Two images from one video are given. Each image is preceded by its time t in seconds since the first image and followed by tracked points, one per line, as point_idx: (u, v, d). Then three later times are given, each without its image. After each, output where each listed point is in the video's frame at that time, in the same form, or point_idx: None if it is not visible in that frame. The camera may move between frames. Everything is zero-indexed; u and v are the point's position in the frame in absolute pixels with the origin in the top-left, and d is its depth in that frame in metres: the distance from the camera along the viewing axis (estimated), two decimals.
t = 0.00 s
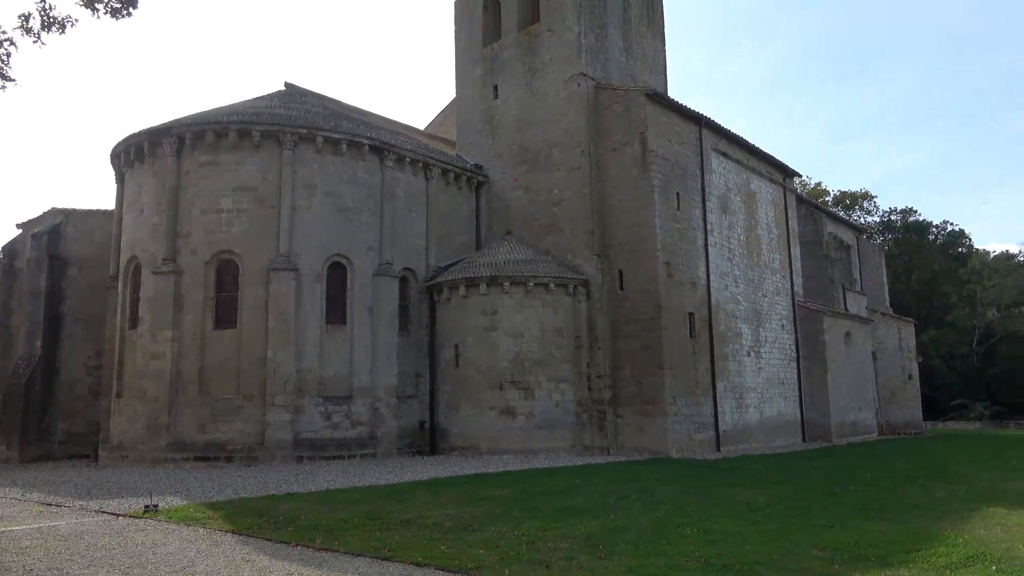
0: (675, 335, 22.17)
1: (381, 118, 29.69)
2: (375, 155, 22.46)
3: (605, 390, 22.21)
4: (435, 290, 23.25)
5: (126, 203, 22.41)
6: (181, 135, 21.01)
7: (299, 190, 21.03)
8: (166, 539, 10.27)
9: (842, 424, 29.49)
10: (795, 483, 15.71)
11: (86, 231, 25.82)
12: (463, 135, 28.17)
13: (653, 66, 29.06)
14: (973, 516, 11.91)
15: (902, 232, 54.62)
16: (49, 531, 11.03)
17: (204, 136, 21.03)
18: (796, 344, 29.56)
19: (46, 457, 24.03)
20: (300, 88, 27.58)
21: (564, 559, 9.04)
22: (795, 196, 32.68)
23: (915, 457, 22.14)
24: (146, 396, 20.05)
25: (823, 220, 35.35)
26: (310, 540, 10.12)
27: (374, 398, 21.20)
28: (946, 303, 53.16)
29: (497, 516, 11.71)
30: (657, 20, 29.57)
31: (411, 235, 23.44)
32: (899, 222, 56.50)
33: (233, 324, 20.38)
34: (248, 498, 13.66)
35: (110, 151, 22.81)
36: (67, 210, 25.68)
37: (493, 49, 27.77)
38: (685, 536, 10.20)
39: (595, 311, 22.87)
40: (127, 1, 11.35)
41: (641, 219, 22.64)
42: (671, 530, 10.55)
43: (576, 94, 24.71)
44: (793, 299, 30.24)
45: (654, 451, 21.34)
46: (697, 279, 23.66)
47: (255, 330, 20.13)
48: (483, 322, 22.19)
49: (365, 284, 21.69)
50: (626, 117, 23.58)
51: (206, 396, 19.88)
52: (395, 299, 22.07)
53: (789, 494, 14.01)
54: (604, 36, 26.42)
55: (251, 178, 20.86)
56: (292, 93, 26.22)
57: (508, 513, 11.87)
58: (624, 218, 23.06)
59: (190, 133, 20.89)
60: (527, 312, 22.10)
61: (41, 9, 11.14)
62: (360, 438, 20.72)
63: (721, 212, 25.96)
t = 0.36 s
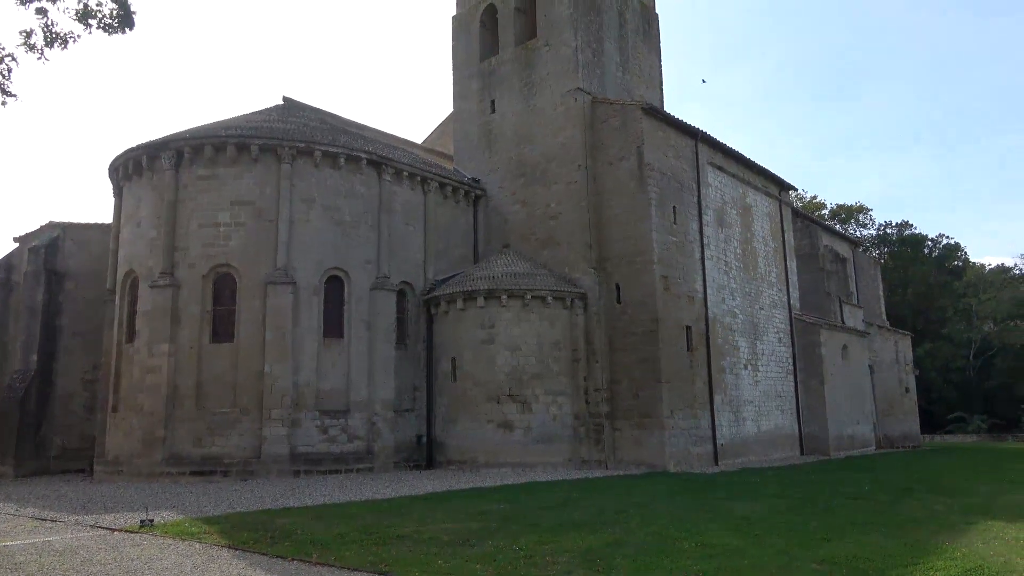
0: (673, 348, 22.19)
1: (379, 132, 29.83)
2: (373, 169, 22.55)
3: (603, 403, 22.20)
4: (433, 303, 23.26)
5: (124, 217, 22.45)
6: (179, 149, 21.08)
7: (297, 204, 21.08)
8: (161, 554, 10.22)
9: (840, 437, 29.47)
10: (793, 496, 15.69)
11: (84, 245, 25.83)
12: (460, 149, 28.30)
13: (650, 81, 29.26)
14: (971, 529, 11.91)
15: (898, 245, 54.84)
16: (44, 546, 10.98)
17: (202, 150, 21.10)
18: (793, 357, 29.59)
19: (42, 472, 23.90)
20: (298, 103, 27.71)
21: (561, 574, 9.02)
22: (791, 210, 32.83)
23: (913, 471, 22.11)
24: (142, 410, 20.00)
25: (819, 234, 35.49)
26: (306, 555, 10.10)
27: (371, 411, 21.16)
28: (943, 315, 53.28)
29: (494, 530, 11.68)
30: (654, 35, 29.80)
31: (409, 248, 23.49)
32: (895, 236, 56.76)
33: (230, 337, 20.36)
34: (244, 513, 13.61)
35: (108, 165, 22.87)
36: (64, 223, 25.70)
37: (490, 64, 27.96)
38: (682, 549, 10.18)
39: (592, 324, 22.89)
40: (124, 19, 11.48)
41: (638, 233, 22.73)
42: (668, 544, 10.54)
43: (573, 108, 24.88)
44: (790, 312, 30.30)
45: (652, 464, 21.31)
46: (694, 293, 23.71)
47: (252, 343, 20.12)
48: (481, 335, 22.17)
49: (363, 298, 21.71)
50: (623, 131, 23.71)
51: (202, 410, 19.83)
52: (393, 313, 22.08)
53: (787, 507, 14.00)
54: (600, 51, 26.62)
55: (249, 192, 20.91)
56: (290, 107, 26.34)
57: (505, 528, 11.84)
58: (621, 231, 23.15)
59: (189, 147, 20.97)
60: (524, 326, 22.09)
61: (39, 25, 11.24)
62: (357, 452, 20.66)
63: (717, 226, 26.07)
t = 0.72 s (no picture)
0: (680, 360, 22.17)
1: (384, 145, 30.01)
2: (379, 183, 22.68)
3: (610, 415, 22.16)
4: (439, 316, 23.30)
5: (132, 232, 22.62)
6: (187, 164, 21.25)
7: (304, 218, 21.20)
8: (169, 568, 10.23)
9: (849, 448, 29.30)
10: (802, 507, 15.59)
11: (92, 260, 26.01)
12: (465, 163, 28.43)
13: (654, 93, 29.36)
14: (982, 540, 11.82)
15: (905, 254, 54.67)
16: (52, 560, 11.00)
17: (209, 165, 21.27)
18: (801, 367, 29.48)
19: (50, 487, 23.97)
20: (304, 117, 27.92)
21: None
22: (796, 220, 32.81)
23: (924, 481, 21.93)
24: (150, 424, 20.06)
25: (825, 244, 35.44)
26: (314, 568, 10.09)
27: (378, 424, 21.17)
28: (952, 325, 53.03)
29: (502, 542, 11.64)
30: (657, 48, 29.96)
31: (415, 261, 23.57)
32: (901, 245, 56.66)
33: (237, 351, 20.44)
34: (251, 526, 13.60)
35: (117, 181, 23.06)
36: (73, 239, 25.89)
37: (495, 78, 28.14)
38: (691, 561, 10.14)
39: (598, 335, 22.88)
40: (132, 38, 11.64)
41: (643, 244, 22.77)
42: (676, 555, 10.50)
43: (577, 120, 25.00)
44: (797, 322, 30.23)
45: (660, 476, 21.22)
46: (700, 303, 23.70)
47: (259, 357, 20.18)
48: (487, 347, 22.17)
49: (369, 311, 21.78)
50: (627, 143, 23.79)
51: (210, 424, 19.88)
52: (399, 326, 22.14)
53: (795, 519, 13.92)
54: (604, 64, 26.77)
55: (256, 207, 21.05)
56: (297, 122, 26.54)
57: (512, 540, 11.81)
58: (626, 243, 23.18)
59: (196, 162, 21.14)
60: (530, 338, 22.09)
61: (48, 45, 11.40)
62: (364, 465, 20.65)
63: (723, 236, 26.07)
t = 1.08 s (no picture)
0: (692, 378, 22.09)
1: (397, 164, 30.28)
2: (391, 202, 22.87)
3: (622, 433, 22.06)
4: (451, 334, 23.34)
5: (148, 251, 22.90)
6: (202, 184, 21.54)
7: (317, 237, 21.38)
8: None
9: (865, 468, 28.99)
10: (817, 527, 15.44)
11: (109, 278, 26.33)
12: (477, 181, 28.62)
13: (665, 111, 29.50)
14: (1000, 560, 11.67)
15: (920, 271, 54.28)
16: None
17: (225, 185, 21.53)
18: (815, 385, 29.28)
19: (65, 504, 24.12)
20: (318, 137, 28.25)
21: None
22: (809, 237, 32.72)
23: (942, 501, 21.64)
24: (164, 442, 20.18)
25: (838, 261, 35.29)
26: None
27: (390, 442, 21.19)
28: (969, 343, 52.51)
29: (514, 561, 11.61)
30: (668, 66, 30.14)
31: (427, 279, 23.69)
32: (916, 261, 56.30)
33: (251, 369, 20.57)
34: (263, 545, 13.63)
35: (134, 201, 23.39)
36: (90, 258, 26.24)
37: (506, 97, 28.39)
38: None
39: (610, 353, 22.84)
40: (150, 61, 11.81)
41: (655, 261, 22.78)
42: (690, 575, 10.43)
43: (589, 139, 25.15)
44: (810, 340, 30.05)
45: (674, 495, 21.10)
46: (713, 321, 23.64)
47: (272, 375, 20.29)
48: (499, 365, 22.14)
49: (381, 329, 21.88)
50: (638, 161, 23.90)
51: (223, 441, 19.98)
52: (411, 344, 22.21)
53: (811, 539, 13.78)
54: (615, 83, 26.95)
55: (270, 226, 21.26)
56: (311, 142, 26.85)
57: (524, 559, 11.76)
58: (637, 260, 23.22)
59: (212, 182, 21.41)
60: (542, 355, 22.05)
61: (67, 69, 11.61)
62: (376, 483, 20.65)
63: (735, 254, 26.04)
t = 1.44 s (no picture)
0: (694, 397, 22.08)
1: (401, 183, 30.49)
2: (395, 221, 23.02)
3: (625, 453, 22.00)
4: (453, 352, 23.36)
5: (153, 269, 23.03)
6: (208, 203, 21.71)
7: (321, 255, 21.49)
8: None
9: (868, 489, 28.83)
10: (821, 549, 15.36)
11: (113, 295, 26.44)
12: (481, 200, 28.80)
13: (668, 131, 29.71)
14: None
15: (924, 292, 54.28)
16: None
17: (230, 204, 21.70)
18: (818, 405, 29.21)
19: (65, 521, 24.05)
20: (323, 156, 28.48)
21: None
22: (812, 257, 32.79)
23: (946, 524, 21.52)
24: (166, 459, 20.17)
25: (841, 281, 35.34)
26: None
27: (392, 461, 21.16)
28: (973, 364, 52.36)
29: None
30: (671, 88, 30.41)
31: (429, 298, 23.76)
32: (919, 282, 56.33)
33: (253, 387, 20.60)
34: (264, 564, 13.60)
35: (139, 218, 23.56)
36: (95, 275, 26.38)
37: (510, 118, 28.66)
38: None
39: (612, 373, 22.84)
40: (158, 81, 11.99)
41: (658, 281, 22.87)
42: None
43: (591, 159, 25.35)
44: (813, 360, 30.03)
45: (676, 516, 21.01)
46: (715, 341, 23.67)
47: (274, 392, 20.32)
48: (501, 384, 22.12)
49: (384, 347, 21.93)
50: (640, 181, 24.07)
51: (225, 459, 19.97)
52: (413, 362, 22.24)
53: (813, 561, 13.73)
54: (618, 103, 27.19)
55: (274, 244, 21.39)
56: (316, 161, 27.08)
57: None
58: (640, 280, 23.33)
59: (217, 200, 21.58)
60: (545, 374, 22.04)
61: (76, 88, 11.79)
62: (377, 502, 20.58)
63: (738, 274, 26.12)
